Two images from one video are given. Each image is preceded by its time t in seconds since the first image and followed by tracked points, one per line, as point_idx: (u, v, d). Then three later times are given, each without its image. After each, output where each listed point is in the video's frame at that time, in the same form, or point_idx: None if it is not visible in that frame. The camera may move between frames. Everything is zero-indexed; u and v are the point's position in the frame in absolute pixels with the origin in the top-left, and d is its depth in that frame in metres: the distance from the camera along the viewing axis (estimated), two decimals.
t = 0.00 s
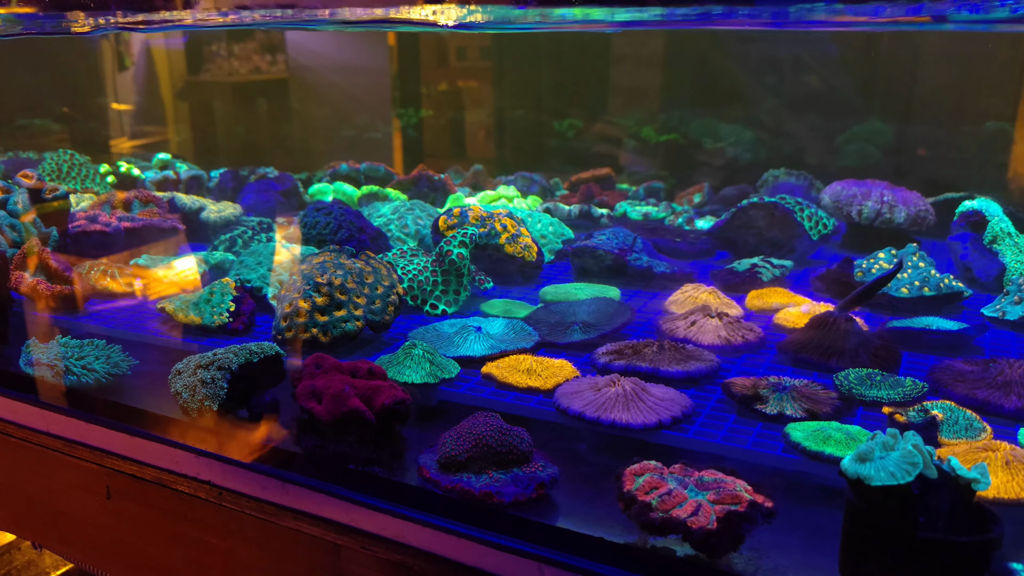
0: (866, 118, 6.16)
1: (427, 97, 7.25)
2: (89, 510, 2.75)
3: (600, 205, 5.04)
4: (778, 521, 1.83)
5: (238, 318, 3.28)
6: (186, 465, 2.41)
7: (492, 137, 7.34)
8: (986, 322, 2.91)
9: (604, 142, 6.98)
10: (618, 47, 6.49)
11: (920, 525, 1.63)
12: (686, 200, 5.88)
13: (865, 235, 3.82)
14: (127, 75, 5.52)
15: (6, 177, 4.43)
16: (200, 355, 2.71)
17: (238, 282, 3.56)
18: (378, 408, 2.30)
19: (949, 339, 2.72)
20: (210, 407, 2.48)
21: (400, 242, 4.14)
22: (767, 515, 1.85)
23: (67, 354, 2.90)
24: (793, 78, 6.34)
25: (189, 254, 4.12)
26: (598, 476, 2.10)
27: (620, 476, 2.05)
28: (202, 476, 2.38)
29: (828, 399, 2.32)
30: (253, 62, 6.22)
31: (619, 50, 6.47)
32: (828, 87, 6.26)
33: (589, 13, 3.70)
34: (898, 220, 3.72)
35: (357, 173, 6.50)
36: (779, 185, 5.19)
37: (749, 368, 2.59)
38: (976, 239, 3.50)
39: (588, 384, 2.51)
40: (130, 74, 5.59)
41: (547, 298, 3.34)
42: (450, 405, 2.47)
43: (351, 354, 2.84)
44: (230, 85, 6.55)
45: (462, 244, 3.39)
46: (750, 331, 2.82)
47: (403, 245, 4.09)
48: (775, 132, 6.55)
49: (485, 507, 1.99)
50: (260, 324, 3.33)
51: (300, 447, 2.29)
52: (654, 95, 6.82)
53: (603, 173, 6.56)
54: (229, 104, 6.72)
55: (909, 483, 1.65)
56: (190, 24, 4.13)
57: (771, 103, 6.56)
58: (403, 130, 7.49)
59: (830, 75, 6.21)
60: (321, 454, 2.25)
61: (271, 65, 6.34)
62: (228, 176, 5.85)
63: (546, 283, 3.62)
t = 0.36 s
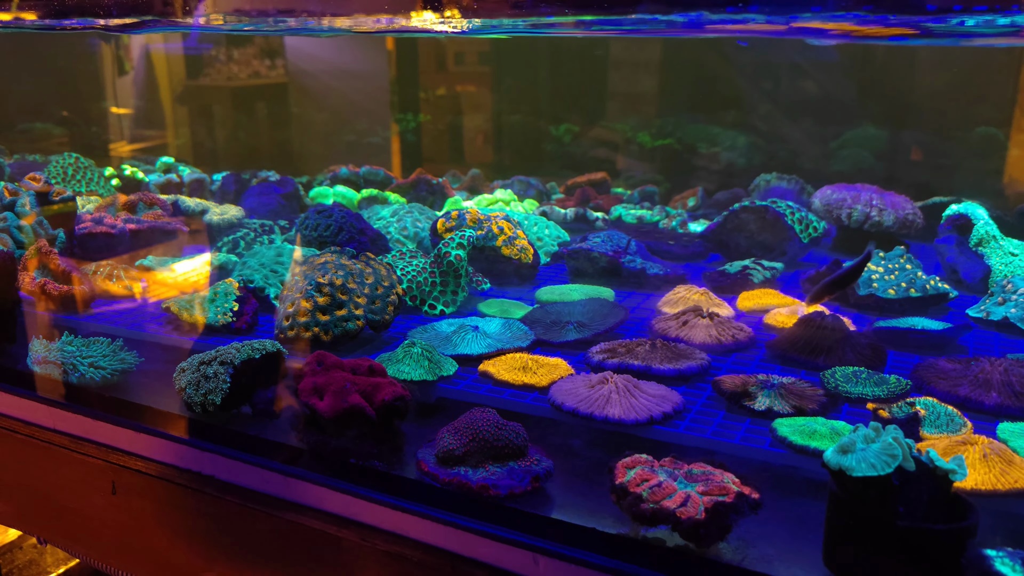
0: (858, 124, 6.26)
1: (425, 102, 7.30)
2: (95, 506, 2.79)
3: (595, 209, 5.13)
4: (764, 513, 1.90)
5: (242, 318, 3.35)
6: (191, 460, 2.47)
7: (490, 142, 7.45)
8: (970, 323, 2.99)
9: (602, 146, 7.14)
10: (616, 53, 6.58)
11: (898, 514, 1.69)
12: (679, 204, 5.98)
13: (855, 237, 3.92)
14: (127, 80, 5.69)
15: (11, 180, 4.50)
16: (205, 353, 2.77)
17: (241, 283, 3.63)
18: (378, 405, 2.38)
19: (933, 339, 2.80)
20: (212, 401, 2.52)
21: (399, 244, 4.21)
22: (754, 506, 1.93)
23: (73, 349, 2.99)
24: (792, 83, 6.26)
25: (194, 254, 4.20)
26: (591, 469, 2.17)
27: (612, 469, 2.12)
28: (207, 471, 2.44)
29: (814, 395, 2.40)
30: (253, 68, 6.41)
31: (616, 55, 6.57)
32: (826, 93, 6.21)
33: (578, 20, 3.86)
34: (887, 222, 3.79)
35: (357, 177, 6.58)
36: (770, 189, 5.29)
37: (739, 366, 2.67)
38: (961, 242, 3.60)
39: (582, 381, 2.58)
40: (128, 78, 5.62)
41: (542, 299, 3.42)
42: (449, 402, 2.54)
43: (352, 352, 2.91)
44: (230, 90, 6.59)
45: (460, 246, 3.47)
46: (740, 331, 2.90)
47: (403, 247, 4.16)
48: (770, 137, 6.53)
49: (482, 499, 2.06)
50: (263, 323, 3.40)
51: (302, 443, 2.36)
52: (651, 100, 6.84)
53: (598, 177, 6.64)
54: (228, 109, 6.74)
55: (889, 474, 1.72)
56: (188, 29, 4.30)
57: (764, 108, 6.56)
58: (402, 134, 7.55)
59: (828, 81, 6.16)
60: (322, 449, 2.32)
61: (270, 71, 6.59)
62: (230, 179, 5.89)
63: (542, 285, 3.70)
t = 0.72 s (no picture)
0: (849, 126, 6.37)
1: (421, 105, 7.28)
2: (100, 494, 2.86)
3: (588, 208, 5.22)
4: (745, 495, 1.99)
5: (243, 311, 3.44)
6: (191, 448, 2.53)
7: (487, 144, 7.45)
8: (950, 316, 3.09)
9: (598, 148, 7.26)
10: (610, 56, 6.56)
11: (872, 493, 1.77)
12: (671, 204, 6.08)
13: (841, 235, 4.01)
14: (125, 82, 6.30)
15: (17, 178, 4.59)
16: (204, 346, 2.86)
17: (242, 278, 3.71)
18: (374, 393, 2.45)
19: (912, 331, 2.91)
20: (215, 391, 2.63)
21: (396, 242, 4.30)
22: (735, 488, 2.01)
23: (79, 342, 3.07)
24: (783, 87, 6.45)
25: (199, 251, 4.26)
26: (581, 454, 2.25)
27: (600, 454, 2.21)
28: (208, 460, 2.50)
29: (796, 383, 2.50)
30: (249, 70, 6.87)
31: (613, 59, 6.56)
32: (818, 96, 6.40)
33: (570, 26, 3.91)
34: (872, 220, 3.89)
35: (355, 177, 6.67)
36: (760, 189, 5.40)
37: (725, 357, 2.77)
38: (943, 239, 3.72)
39: (573, 371, 2.68)
40: (127, 78, 6.20)
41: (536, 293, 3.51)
42: (444, 391, 2.63)
43: (350, 344, 2.99)
44: (227, 91, 7.00)
45: (455, 242, 3.53)
46: (726, 324, 3.01)
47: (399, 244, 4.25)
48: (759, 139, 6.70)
49: (476, 483, 2.14)
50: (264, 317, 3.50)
51: (301, 431, 2.43)
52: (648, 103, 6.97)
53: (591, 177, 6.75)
54: (225, 110, 7.12)
55: (861, 453, 1.81)
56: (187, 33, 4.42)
57: (756, 112, 6.73)
58: (398, 135, 7.60)
59: (822, 85, 6.36)
60: (320, 436, 2.40)
61: (268, 74, 6.96)
62: (231, 179, 6.01)
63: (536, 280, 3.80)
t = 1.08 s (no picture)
0: (840, 126, 6.48)
1: (419, 106, 7.46)
2: (109, 482, 2.95)
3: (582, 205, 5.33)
4: (730, 475, 2.10)
5: (247, 304, 3.56)
6: (198, 436, 2.62)
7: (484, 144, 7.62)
8: (931, 308, 3.21)
9: (594, 149, 7.36)
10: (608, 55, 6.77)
11: (847, 471, 1.86)
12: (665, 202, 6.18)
13: (828, 232, 4.14)
14: (123, 83, 6.40)
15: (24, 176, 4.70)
16: (213, 336, 2.93)
17: (247, 272, 3.85)
18: (376, 379, 2.56)
19: (894, 322, 3.01)
20: (223, 381, 2.71)
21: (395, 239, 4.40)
22: (720, 468, 2.11)
23: (86, 332, 3.21)
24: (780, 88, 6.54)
25: (203, 247, 4.37)
26: (574, 438, 2.36)
27: (592, 437, 2.32)
28: (214, 446, 2.59)
29: (781, 370, 2.61)
30: (249, 72, 6.86)
31: (609, 59, 6.87)
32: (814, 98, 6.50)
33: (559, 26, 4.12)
34: (858, 217, 4.01)
35: (355, 176, 6.77)
36: (750, 187, 5.52)
37: (714, 347, 2.89)
38: (926, 235, 3.84)
39: (566, 360, 2.79)
40: (126, 80, 6.33)
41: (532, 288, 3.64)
42: (443, 380, 2.73)
43: (352, 335, 3.09)
44: (226, 92, 6.96)
45: (453, 237, 3.61)
46: (715, 316, 3.12)
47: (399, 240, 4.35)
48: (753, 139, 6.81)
49: (473, 466, 2.24)
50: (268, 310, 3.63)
51: (305, 418, 2.53)
52: (644, 105, 7.07)
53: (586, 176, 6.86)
54: (224, 113, 7.07)
55: (837, 432, 1.89)
56: (186, 33, 4.57)
57: (749, 112, 6.85)
58: (396, 136, 7.68)
59: (817, 88, 6.46)
60: (324, 423, 2.50)
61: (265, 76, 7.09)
62: (235, 178, 6.08)
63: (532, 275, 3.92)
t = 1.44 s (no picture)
0: (832, 124, 6.60)
1: (416, 106, 7.49)
2: (115, 468, 3.02)
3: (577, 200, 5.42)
4: (719, 454, 2.18)
5: (251, 295, 3.71)
6: (204, 422, 2.70)
7: (480, 144, 7.89)
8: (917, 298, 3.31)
9: (590, 149, 7.46)
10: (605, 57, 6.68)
11: (831, 448, 1.94)
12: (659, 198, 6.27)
13: (818, 225, 4.25)
14: (121, 82, 6.22)
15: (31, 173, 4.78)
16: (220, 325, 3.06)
17: (251, 264, 3.99)
18: (378, 365, 2.62)
19: (880, 310, 3.11)
20: (229, 369, 2.82)
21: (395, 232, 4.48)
22: (710, 448, 2.19)
23: (93, 322, 3.27)
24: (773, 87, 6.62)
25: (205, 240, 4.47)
26: (569, 421, 2.44)
27: (586, 420, 2.41)
28: (219, 432, 2.66)
29: (769, 356, 2.70)
30: (244, 72, 6.78)
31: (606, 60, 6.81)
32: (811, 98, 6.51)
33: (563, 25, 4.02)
34: (847, 211, 4.11)
35: (355, 172, 6.85)
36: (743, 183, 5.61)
37: (705, 334, 2.98)
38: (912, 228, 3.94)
39: (562, 347, 2.88)
40: (123, 79, 6.13)
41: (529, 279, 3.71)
42: (443, 367, 2.82)
43: (353, 324, 3.17)
44: (224, 91, 6.88)
45: (451, 231, 3.72)
46: (707, 305, 3.20)
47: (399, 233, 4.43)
48: (746, 136, 6.92)
49: (471, 448, 2.32)
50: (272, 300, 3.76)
51: (308, 403, 2.61)
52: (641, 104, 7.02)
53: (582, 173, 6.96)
54: (222, 110, 7.11)
55: (822, 412, 1.98)
56: (182, 39, 4.48)
57: (743, 109, 6.93)
58: (393, 134, 7.86)
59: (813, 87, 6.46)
60: (327, 408, 2.58)
61: (262, 75, 6.91)
62: (236, 173, 6.13)
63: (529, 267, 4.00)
